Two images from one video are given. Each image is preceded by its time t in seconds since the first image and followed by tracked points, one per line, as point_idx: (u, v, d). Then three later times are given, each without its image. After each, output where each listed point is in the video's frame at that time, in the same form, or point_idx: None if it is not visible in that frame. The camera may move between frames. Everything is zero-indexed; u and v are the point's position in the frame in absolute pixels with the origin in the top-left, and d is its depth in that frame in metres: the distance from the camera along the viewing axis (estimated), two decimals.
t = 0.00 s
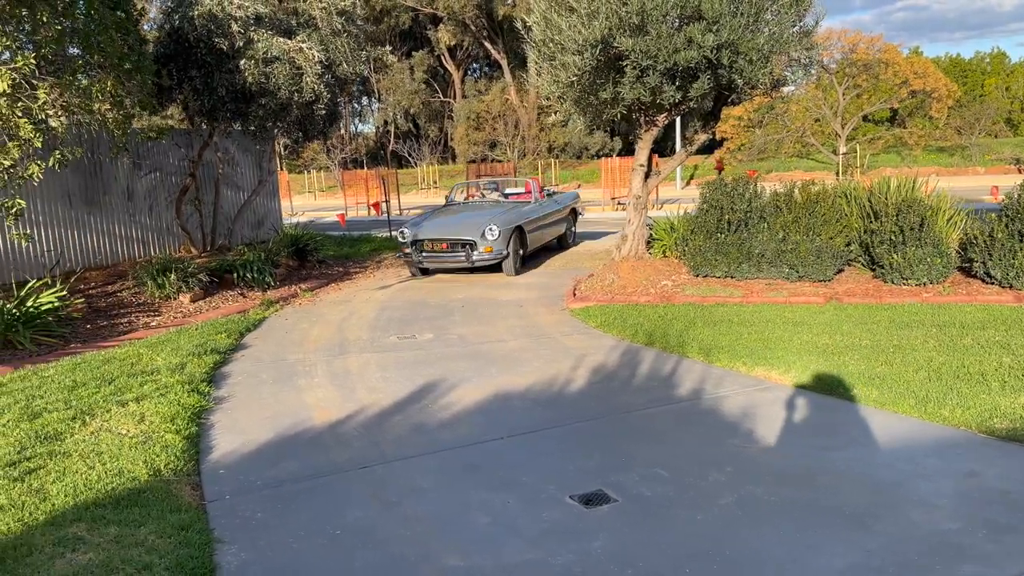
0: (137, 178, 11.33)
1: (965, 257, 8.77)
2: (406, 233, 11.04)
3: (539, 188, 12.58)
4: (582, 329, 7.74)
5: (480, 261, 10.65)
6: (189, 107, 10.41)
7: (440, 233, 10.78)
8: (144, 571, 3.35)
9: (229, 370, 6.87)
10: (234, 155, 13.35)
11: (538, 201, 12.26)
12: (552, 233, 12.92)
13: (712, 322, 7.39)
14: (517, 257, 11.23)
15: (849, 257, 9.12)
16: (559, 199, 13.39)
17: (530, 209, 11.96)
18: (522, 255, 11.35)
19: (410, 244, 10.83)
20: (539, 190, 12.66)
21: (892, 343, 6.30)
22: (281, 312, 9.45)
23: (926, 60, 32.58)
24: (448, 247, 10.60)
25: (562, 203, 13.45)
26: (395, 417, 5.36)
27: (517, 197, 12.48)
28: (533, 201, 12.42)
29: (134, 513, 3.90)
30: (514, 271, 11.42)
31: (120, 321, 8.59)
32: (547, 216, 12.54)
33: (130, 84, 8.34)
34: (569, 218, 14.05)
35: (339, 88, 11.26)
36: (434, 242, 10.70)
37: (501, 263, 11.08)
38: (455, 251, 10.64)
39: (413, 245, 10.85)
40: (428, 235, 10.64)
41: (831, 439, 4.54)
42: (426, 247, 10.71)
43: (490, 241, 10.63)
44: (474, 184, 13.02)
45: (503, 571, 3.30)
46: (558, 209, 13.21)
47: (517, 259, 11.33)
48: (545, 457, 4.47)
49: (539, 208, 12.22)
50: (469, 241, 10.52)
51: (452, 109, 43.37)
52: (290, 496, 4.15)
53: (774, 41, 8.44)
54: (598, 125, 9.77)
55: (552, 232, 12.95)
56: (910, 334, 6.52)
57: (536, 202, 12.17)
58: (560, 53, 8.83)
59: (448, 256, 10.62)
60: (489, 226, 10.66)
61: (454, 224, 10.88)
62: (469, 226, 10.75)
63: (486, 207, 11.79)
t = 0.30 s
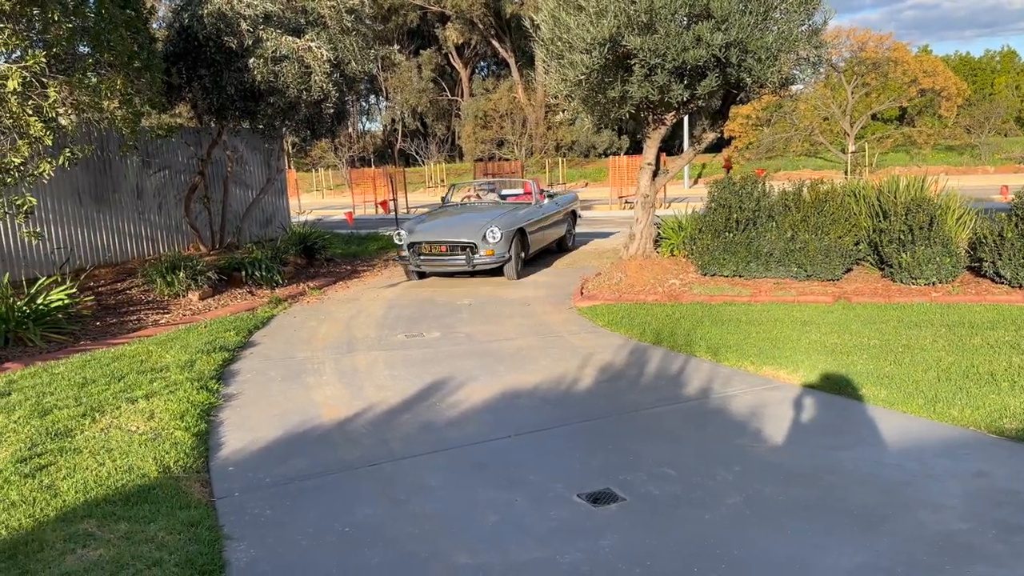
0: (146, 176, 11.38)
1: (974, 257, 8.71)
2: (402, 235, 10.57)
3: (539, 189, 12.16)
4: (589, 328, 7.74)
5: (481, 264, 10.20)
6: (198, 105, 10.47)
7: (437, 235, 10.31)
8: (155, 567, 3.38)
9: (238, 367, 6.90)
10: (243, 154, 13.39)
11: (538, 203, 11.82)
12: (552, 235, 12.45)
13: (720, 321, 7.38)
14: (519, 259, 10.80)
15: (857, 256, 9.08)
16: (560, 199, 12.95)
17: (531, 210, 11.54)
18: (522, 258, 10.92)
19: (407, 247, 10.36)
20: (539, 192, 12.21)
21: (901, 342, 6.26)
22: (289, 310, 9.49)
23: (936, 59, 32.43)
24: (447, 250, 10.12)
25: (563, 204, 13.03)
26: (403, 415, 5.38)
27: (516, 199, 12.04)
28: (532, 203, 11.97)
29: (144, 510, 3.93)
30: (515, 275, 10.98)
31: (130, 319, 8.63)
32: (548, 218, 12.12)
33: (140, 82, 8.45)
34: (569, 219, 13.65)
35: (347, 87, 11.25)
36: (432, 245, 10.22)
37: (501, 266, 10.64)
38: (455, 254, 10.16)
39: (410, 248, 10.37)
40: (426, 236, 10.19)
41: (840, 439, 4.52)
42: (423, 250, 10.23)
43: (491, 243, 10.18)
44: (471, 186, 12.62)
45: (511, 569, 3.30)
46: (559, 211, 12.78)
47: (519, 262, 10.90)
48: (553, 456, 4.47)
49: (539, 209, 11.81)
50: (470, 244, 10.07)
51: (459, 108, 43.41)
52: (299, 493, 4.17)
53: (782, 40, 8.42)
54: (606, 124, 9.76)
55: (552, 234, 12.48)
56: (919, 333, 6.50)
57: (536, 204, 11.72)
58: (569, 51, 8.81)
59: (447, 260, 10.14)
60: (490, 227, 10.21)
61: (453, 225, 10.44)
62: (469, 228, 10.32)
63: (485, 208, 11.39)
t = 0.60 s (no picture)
0: (154, 172, 11.42)
1: (983, 255, 8.59)
2: (397, 235, 10.07)
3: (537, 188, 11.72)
4: (597, 325, 7.74)
5: (483, 265, 9.71)
6: (206, 102, 10.51)
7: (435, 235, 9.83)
8: (166, 561, 3.40)
9: (247, 363, 6.93)
10: (251, 150, 13.43)
11: (537, 203, 11.33)
12: (552, 234, 11.91)
13: (728, 318, 7.37)
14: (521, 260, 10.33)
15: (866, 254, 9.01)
16: (559, 200, 12.42)
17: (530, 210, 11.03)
18: (526, 260, 10.47)
19: (403, 248, 9.86)
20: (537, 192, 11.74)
21: (910, 340, 6.23)
22: (297, 306, 9.52)
23: (945, 56, 32.25)
24: (446, 251, 9.65)
25: (562, 205, 12.53)
26: (412, 411, 5.39)
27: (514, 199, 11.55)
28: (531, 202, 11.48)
29: (155, 505, 3.95)
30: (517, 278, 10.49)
31: (139, 315, 8.67)
32: (548, 218, 11.64)
33: (147, 77, 8.38)
34: (569, 219, 13.18)
35: (355, 84, 11.23)
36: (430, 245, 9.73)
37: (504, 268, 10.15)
38: (455, 255, 9.69)
39: (406, 249, 9.87)
40: (423, 236, 9.70)
41: (849, 437, 4.51)
42: (421, 251, 9.75)
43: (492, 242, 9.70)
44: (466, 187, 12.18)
45: (520, 565, 3.31)
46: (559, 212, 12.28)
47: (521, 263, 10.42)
48: (561, 452, 4.47)
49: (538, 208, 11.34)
50: (470, 244, 9.59)
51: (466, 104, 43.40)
52: (310, 487, 4.20)
53: (792, 36, 8.39)
54: (614, 121, 9.74)
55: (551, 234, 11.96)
56: (927, 331, 6.45)
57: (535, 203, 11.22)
58: (577, 48, 8.80)
59: (446, 261, 9.65)
60: (490, 227, 9.73)
61: (451, 225, 9.96)
62: (468, 227, 9.87)
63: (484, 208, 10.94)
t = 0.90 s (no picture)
0: (161, 167, 11.42)
1: (993, 251, 8.42)
2: (391, 235, 9.57)
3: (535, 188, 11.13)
4: (604, 321, 7.73)
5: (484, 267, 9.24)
6: (213, 98, 10.49)
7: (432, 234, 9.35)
8: (175, 555, 3.41)
9: (254, 358, 6.95)
10: (258, 146, 13.43)
11: (536, 202, 10.78)
12: (551, 235, 11.32)
13: (736, 314, 7.35)
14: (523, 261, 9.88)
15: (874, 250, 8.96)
16: (558, 199, 11.79)
17: (530, 209, 10.51)
18: (527, 260, 10.02)
19: (399, 249, 9.39)
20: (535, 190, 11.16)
21: (919, 336, 6.18)
22: (304, 302, 9.53)
23: (953, 52, 32.05)
24: (444, 251, 9.17)
25: (561, 204, 11.90)
26: (419, 406, 5.40)
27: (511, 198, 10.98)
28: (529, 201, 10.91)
29: (163, 498, 3.96)
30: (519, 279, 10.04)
31: (146, 309, 8.69)
32: (547, 218, 11.05)
33: (155, 73, 8.41)
34: (568, 219, 12.55)
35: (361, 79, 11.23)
36: (428, 246, 9.25)
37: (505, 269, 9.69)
38: (454, 256, 9.21)
39: (402, 251, 9.38)
40: (419, 236, 9.21)
41: (858, 433, 4.47)
42: (417, 251, 9.27)
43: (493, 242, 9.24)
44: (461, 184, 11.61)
45: (529, 560, 3.30)
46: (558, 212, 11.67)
47: (524, 265, 9.97)
48: (570, 447, 4.47)
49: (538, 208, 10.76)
50: (470, 244, 9.13)
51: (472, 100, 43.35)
52: (318, 481, 4.21)
53: (801, 31, 8.34)
54: (621, 116, 9.74)
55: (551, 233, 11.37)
56: (940, 328, 6.28)
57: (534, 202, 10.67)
58: (584, 42, 8.75)
59: (445, 262, 9.17)
60: (491, 226, 9.25)
61: (449, 224, 9.49)
62: (467, 226, 9.40)
63: (482, 206, 10.45)
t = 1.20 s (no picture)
0: (164, 162, 11.39)
1: (1000, 246, 8.33)
2: (383, 235, 8.85)
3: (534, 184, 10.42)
4: (608, 316, 7.69)
5: (484, 270, 8.53)
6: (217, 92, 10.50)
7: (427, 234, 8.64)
8: (180, 551, 3.38)
9: (258, 353, 6.92)
10: (261, 141, 13.40)
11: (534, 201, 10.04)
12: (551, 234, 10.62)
13: (741, 310, 7.32)
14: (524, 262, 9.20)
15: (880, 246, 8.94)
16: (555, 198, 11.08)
17: (530, 208, 9.82)
18: (528, 263, 9.31)
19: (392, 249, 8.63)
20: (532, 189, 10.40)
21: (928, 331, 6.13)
22: (307, 297, 9.50)
23: (958, 47, 31.86)
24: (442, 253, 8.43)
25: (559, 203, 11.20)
26: (424, 402, 5.37)
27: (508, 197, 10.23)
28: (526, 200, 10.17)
29: (168, 494, 3.94)
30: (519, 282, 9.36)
31: (149, 304, 8.67)
32: (547, 216, 10.36)
33: (158, 66, 8.41)
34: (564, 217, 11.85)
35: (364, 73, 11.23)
36: (423, 247, 8.51)
37: (506, 272, 9.02)
38: (452, 259, 8.48)
39: (395, 252, 8.62)
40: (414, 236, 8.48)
41: (866, 430, 4.39)
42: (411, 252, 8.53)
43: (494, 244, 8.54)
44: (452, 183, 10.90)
45: (536, 557, 3.27)
46: (557, 211, 10.97)
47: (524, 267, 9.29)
48: (576, 443, 4.43)
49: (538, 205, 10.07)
50: (470, 245, 8.40)
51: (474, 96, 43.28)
52: (324, 477, 4.19)
53: (807, 25, 8.29)
54: (625, 109, 9.70)
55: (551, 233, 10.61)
56: (949, 324, 6.10)
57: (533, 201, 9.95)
58: (590, 35, 8.72)
59: (442, 265, 8.41)
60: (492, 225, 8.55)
61: (445, 224, 8.78)
62: (465, 226, 8.71)
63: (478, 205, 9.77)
